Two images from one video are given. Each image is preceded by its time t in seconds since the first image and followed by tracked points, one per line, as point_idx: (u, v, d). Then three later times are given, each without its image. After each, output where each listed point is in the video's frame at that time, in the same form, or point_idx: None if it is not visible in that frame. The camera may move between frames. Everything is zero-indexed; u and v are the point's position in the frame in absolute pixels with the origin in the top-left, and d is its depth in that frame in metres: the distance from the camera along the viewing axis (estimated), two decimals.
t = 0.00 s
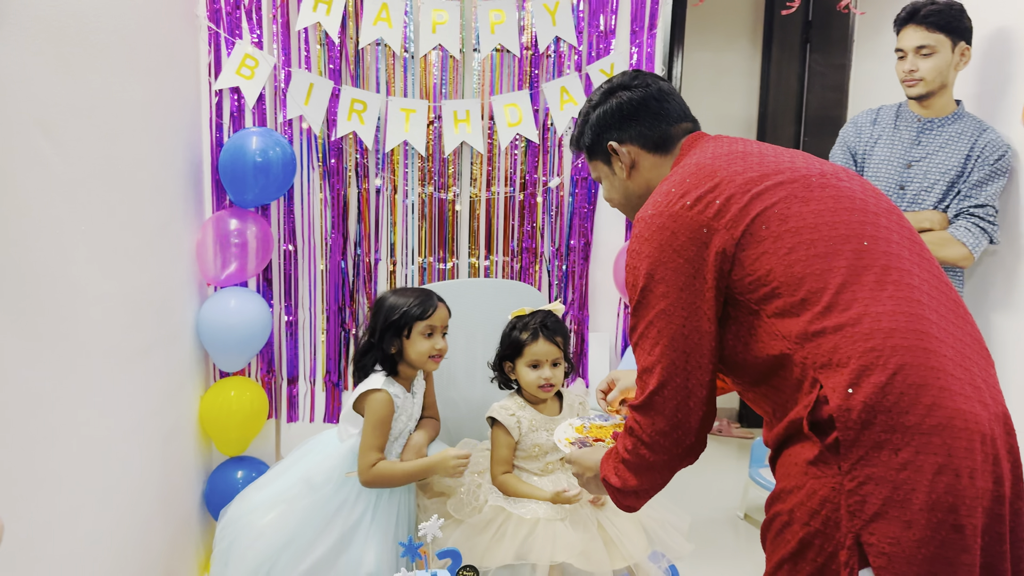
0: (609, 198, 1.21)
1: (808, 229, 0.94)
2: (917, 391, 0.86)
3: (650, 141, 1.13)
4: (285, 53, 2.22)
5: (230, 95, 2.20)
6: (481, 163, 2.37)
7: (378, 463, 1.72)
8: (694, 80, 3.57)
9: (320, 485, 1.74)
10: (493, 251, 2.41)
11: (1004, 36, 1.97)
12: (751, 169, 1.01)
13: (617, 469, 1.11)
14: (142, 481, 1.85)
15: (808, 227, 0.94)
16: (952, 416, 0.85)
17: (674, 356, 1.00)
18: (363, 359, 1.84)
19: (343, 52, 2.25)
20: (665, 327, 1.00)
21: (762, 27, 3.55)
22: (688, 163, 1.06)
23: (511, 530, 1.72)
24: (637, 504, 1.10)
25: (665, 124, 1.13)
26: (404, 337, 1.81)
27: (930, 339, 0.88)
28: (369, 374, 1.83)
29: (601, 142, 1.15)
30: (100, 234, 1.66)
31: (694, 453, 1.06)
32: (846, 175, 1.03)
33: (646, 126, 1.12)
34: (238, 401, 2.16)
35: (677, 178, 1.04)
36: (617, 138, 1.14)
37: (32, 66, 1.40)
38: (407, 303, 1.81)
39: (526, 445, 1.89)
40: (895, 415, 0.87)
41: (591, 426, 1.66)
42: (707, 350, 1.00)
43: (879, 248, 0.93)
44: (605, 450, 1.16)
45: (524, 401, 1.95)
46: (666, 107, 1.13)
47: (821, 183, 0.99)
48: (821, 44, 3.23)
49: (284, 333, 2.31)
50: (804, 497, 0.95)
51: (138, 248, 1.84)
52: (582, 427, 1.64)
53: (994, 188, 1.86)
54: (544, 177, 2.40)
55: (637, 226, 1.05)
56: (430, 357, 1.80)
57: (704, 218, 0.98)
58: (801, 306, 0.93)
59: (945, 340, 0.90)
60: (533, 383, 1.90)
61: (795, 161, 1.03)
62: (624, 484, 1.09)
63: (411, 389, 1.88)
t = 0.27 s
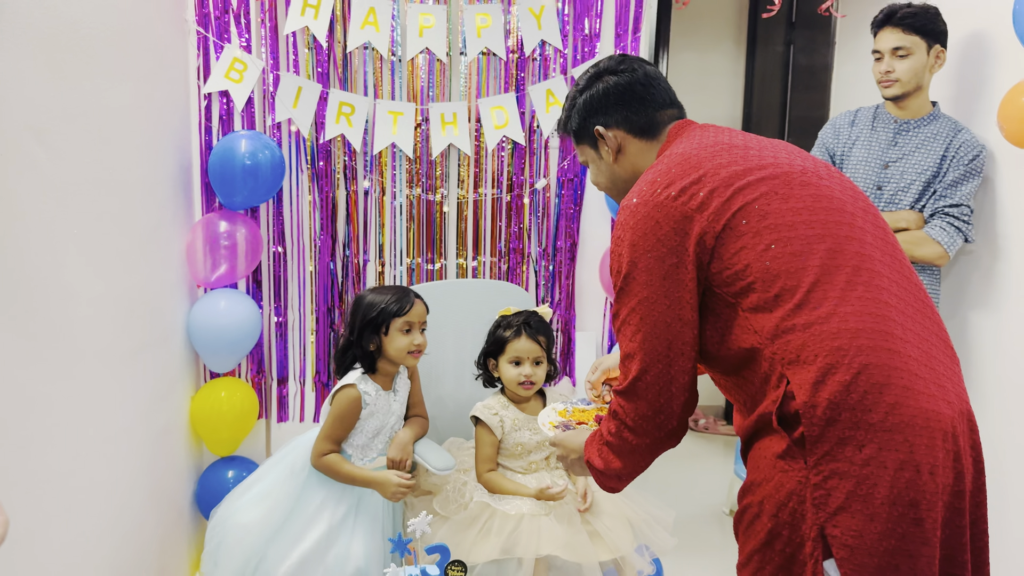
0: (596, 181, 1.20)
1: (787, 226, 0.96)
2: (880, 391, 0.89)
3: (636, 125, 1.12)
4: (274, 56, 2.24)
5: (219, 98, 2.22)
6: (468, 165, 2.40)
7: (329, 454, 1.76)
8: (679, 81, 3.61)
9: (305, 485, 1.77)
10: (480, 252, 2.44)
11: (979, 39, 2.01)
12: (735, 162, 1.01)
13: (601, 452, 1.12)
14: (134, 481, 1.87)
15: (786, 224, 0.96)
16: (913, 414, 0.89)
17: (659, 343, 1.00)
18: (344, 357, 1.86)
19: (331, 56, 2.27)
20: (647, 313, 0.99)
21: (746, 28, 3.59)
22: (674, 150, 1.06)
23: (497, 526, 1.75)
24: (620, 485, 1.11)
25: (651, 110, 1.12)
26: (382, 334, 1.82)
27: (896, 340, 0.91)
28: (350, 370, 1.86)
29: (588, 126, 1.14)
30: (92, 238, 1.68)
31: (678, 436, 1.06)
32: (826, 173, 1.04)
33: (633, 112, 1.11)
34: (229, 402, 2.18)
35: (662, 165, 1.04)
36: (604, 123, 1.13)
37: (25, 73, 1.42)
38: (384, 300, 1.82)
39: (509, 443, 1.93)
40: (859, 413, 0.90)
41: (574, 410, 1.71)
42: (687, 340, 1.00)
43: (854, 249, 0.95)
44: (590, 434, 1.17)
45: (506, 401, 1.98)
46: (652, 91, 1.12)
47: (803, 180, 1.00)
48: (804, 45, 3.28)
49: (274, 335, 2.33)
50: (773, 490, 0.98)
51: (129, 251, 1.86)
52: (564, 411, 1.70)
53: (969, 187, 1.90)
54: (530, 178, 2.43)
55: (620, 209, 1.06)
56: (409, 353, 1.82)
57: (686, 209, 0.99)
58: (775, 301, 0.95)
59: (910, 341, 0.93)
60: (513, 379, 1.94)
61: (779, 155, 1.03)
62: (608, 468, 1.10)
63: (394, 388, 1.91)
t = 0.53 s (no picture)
0: (583, 164, 1.21)
1: (768, 222, 0.97)
2: (850, 388, 0.92)
3: (624, 108, 1.12)
4: (262, 58, 2.24)
5: (207, 99, 2.22)
6: (456, 165, 2.42)
7: (305, 446, 1.79)
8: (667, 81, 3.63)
9: (285, 482, 1.80)
10: (469, 252, 2.45)
11: (960, 40, 2.04)
12: (721, 154, 1.02)
13: (587, 437, 1.11)
14: (124, 483, 1.88)
15: (767, 219, 0.97)
16: (883, 410, 0.91)
17: (644, 330, 1.01)
18: (325, 352, 1.89)
19: (319, 57, 2.28)
20: (631, 300, 1.01)
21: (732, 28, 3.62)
22: (662, 137, 1.06)
23: (479, 522, 1.76)
24: (604, 470, 1.11)
25: (640, 92, 1.12)
26: (360, 330, 1.84)
27: (868, 339, 0.93)
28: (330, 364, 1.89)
29: (576, 108, 1.14)
30: (82, 240, 1.69)
31: (662, 421, 1.06)
32: (811, 168, 1.04)
33: (621, 94, 1.11)
34: (218, 402, 2.18)
35: (649, 153, 1.04)
36: (592, 105, 1.13)
37: (15, 77, 1.43)
38: (361, 297, 1.84)
39: (493, 442, 1.95)
40: (828, 409, 0.92)
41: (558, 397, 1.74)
42: (669, 327, 1.01)
43: (831, 247, 0.96)
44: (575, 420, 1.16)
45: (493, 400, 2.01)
46: (641, 75, 1.12)
47: (787, 176, 1.00)
48: (790, 45, 3.31)
49: (263, 336, 2.33)
50: (748, 483, 1.00)
51: (119, 253, 1.87)
52: (551, 398, 1.73)
53: (947, 185, 1.92)
54: (518, 178, 2.45)
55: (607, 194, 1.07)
56: (386, 349, 1.85)
57: (671, 198, 1.00)
58: (753, 295, 0.97)
59: (883, 339, 0.94)
60: (502, 378, 1.96)
61: (766, 149, 1.03)
62: (593, 453, 1.10)
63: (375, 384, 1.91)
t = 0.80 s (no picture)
0: (571, 144, 1.21)
1: (750, 217, 0.97)
2: (823, 385, 0.93)
3: (613, 91, 1.12)
4: (248, 57, 2.24)
5: (194, 100, 2.22)
6: (444, 165, 2.42)
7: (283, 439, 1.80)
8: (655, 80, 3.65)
9: (269, 480, 1.81)
10: (458, 251, 2.46)
11: (943, 39, 2.06)
12: (707, 145, 1.01)
13: (572, 423, 1.12)
14: (112, 484, 1.87)
15: (748, 215, 0.97)
16: (855, 407, 0.93)
17: (628, 318, 1.01)
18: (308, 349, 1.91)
19: (306, 57, 2.29)
20: (614, 287, 1.00)
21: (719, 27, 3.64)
22: (650, 124, 1.05)
23: (465, 517, 1.78)
24: (590, 457, 1.11)
25: (629, 75, 1.12)
26: (341, 328, 1.85)
27: (842, 337, 0.94)
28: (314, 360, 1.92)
29: (564, 89, 1.14)
30: (69, 241, 1.68)
31: (646, 408, 1.07)
32: (795, 162, 1.05)
33: (610, 77, 1.11)
34: (206, 402, 2.18)
35: (636, 140, 1.04)
36: (581, 86, 1.12)
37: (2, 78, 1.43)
38: (342, 294, 1.84)
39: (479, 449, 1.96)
40: (801, 405, 0.94)
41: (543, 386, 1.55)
42: (654, 316, 1.01)
43: (811, 244, 0.97)
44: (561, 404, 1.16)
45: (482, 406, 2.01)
46: (631, 57, 1.11)
47: (772, 171, 1.00)
48: (777, 44, 3.33)
49: (251, 336, 2.33)
50: (723, 477, 1.01)
51: (105, 253, 1.86)
52: (534, 386, 1.54)
53: (925, 180, 1.95)
54: (506, 178, 2.46)
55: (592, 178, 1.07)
56: (369, 345, 1.84)
57: (656, 188, 1.00)
58: (731, 290, 0.98)
59: (858, 337, 0.95)
60: (494, 382, 1.96)
61: (752, 142, 1.03)
62: (578, 440, 1.10)
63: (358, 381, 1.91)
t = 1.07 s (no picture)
0: (564, 131, 1.21)
1: (739, 214, 0.97)
2: (807, 382, 0.94)
3: (605, 79, 1.12)
4: (241, 58, 2.25)
5: (186, 101, 2.21)
6: (437, 165, 2.42)
7: (271, 438, 1.80)
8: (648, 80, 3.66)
9: (258, 480, 1.81)
10: (451, 252, 2.46)
11: (934, 39, 2.06)
12: (699, 140, 1.01)
13: (562, 414, 1.12)
14: (105, 486, 1.86)
15: (736, 213, 0.97)
16: (838, 404, 0.94)
17: (618, 311, 1.01)
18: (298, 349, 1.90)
19: (298, 58, 2.29)
20: (602, 280, 1.00)
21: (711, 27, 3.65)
22: (643, 117, 1.05)
23: (460, 518, 1.78)
24: (578, 448, 1.12)
25: (622, 63, 1.11)
26: (332, 328, 1.84)
27: (826, 335, 0.95)
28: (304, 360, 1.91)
29: (557, 76, 1.14)
30: (60, 243, 1.68)
31: (637, 398, 1.07)
32: (784, 160, 1.05)
33: (603, 64, 1.11)
34: (199, 404, 2.17)
35: (628, 133, 1.03)
36: (573, 73, 1.12)
37: None
38: (333, 294, 1.84)
39: (474, 453, 1.95)
40: (785, 402, 0.95)
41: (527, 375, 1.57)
42: (643, 309, 1.01)
43: (797, 243, 0.97)
44: (549, 398, 1.17)
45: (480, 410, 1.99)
46: (623, 44, 1.11)
47: (762, 169, 1.00)
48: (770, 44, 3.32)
49: (244, 338, 2.33)
50: (709, 474, 1.02)
51: (97, 255, 1.86)
52: (519, 376, 1.56)
53: (914, 175, 1.95)
54: (499, 178, 2.46)
55: (583, 169, 1.06)
56: (358, 346, 1.84)
57: (647, 182, 0.99)
58: (716, 288, 0.98)
59: (841, 336, 0.96)
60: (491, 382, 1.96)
61: (743, 139, 1.03)
62: (568, 431, 1.10)
63: (347, 381, 1.91)
